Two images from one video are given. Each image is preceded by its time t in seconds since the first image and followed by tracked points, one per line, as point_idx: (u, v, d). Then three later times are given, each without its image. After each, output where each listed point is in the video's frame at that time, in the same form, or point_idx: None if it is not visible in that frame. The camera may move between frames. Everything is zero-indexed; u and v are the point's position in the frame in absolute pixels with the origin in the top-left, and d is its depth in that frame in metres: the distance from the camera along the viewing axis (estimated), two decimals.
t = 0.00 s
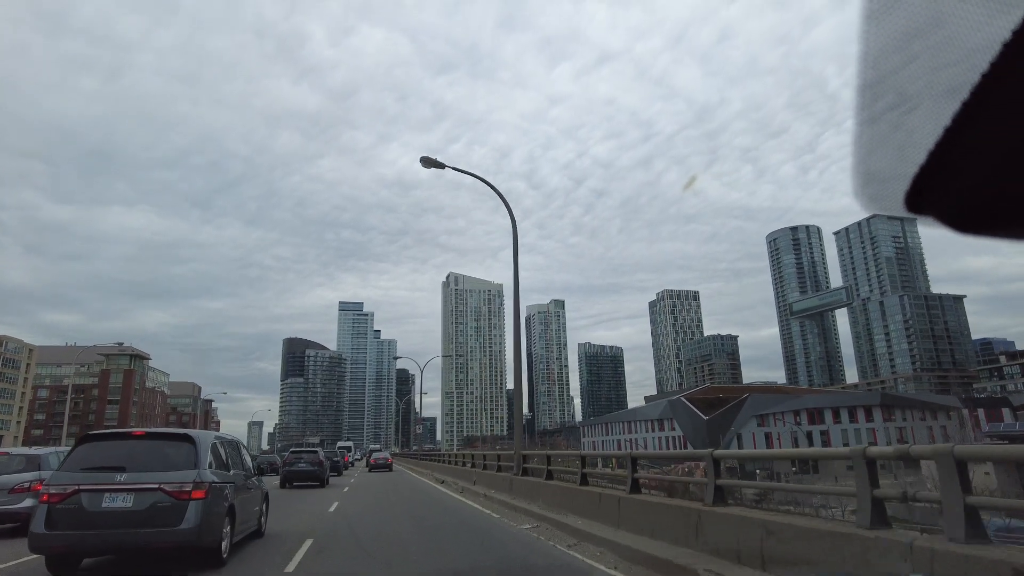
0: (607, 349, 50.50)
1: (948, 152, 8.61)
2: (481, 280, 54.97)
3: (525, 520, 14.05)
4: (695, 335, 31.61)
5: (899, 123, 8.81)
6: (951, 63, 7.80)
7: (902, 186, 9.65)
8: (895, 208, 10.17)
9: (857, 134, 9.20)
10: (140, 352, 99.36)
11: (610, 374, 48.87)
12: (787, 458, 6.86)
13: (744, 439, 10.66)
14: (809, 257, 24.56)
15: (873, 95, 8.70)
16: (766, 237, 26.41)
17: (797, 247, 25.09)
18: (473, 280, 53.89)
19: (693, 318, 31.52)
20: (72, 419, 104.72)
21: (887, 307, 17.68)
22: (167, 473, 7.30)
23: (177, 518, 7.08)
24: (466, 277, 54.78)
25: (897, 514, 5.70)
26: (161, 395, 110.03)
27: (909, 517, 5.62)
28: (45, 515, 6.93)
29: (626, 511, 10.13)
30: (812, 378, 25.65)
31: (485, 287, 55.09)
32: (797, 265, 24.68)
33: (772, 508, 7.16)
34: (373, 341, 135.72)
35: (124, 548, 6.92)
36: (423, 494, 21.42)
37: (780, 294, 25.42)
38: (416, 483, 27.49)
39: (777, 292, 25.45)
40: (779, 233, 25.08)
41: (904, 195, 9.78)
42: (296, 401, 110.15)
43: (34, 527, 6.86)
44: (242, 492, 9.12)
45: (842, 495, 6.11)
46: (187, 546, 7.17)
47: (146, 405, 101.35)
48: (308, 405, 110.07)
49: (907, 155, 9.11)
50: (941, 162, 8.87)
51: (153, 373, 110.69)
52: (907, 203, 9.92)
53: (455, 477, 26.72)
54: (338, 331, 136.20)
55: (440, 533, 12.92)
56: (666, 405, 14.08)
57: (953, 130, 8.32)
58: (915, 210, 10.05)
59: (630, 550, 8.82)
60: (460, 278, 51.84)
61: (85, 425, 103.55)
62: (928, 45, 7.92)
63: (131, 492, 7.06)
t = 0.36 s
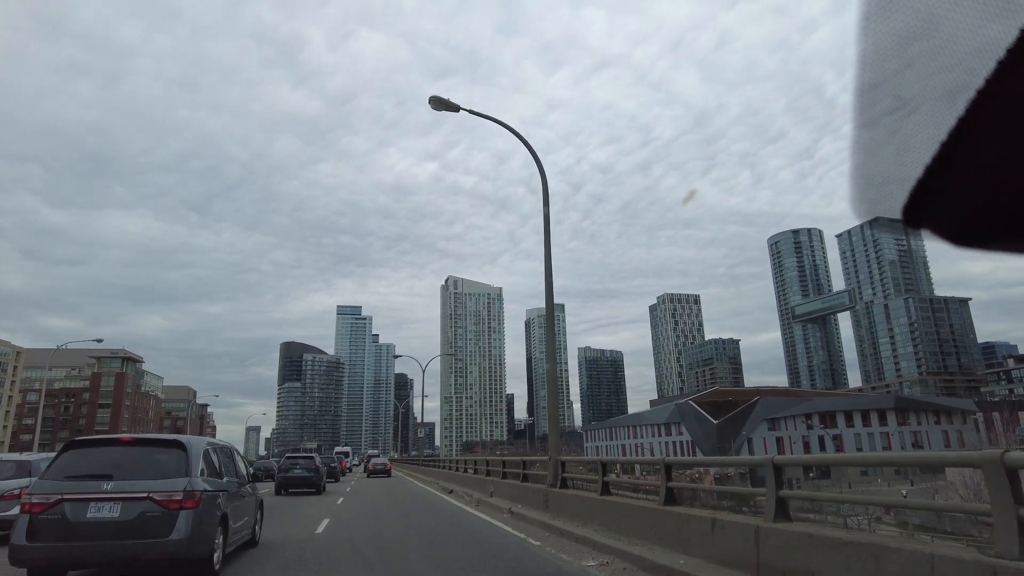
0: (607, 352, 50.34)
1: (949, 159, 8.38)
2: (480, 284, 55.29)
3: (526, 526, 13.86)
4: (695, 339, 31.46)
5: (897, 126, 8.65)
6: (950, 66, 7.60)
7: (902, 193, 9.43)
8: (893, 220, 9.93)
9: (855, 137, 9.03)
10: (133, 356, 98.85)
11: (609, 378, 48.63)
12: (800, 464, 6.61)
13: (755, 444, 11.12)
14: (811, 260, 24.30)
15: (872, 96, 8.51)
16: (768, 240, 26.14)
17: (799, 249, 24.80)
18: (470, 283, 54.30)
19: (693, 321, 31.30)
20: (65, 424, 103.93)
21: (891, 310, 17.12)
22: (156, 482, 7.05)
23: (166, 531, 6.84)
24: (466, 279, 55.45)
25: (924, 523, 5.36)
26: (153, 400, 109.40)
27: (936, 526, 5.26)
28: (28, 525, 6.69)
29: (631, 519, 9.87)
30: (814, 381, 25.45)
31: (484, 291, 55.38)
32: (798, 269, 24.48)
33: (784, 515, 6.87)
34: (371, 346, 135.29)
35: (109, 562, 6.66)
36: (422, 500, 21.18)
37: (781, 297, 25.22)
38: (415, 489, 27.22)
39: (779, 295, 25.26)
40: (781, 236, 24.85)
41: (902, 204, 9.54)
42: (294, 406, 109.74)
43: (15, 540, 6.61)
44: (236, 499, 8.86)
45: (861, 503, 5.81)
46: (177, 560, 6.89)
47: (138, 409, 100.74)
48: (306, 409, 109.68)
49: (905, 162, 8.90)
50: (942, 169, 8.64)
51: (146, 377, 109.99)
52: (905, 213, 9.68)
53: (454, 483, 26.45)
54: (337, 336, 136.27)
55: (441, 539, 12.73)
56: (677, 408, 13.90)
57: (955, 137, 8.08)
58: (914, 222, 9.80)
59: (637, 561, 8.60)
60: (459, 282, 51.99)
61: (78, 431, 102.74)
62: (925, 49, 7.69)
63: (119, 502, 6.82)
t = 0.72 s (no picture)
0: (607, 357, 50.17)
1: (948, 166, 8.10)
2: (479, 287, 55.52)
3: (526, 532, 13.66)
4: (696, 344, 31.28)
5: (895, 133, 8.40)
6: (952, 70, 7.38)
7: (899, 202, 9.13)
8: (889, 233, 9.50)
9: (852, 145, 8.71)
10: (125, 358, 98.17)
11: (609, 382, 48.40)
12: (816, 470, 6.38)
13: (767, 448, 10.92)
14: (813, 263, 24.11)
15: (871, 100, 8.29)
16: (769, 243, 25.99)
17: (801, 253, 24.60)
18: (470, 287, 54.63)
19: (694, 326, 31.14)
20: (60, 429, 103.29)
21: (896, 314, 16.89)
22: (143, 489, 6.81)
23: (154, 541, 6.60)
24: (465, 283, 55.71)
25: (957, 534, 5.07)
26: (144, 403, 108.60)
27: (968, 536, 4.98)
28: (6, 535, 6.46)
29: (634, 525, 9.63)
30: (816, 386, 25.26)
31: (483, 294, 55.76)
32: (800, 271, 24.15)
33: (800, 523, 6.65)
34: (368, 350, 134.71)
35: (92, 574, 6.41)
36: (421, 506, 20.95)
37: (783, 301, 25.05)
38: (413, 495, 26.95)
39: (781, 299, 25.11)
40: (782, 239, 24.71)
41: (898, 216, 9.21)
42: (292, 411, 109.31)
43: None
44: (229, 505, 8.64)
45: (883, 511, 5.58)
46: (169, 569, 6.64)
47: (131, 414, 100.15)
48: (304, 414, 109.28)
49: (905, 170, 8.59)
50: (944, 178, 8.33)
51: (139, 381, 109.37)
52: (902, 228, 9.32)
53: (453, 489, 26.21)
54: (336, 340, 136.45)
55: (438, 545, 12.55)
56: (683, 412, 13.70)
57: (959, 143, 7.80)
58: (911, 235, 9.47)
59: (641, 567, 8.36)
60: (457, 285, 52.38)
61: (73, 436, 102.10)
62: (926, 53, 7.52)
63: (104, 511, 6.59)
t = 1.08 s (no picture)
0: (608, 361, 49.98)
1: (943, 171, 7.99)
2: (479, 291, 55.14)
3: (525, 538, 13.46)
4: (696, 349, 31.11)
5: (891, 138, 8.20)
6: (948, 74, 7.23)
7: (894, 206, 8.97)
8: (888, 236, 9.36)
9: (847, 150, 8.51)
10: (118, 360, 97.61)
11: (609, 387, 48.13)
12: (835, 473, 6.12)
13: (779, 452, 10.70)
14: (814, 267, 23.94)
15: (866, 104, 8.14)
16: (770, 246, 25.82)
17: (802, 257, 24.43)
18: (469, 290, 54.13)
19: (694, 330, 30.97)
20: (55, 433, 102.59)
21: (900, 316, 16.67)
22: (126, 495, 6.58)
23: (139, 550, 6.35)
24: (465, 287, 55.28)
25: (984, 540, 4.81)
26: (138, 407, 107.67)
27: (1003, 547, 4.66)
28: None
29: (635, 530, 9.37)
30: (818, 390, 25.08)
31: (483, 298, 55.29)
32: (801, 275, 23.99)
33: (817, 530, 6.39)
34: (366, 354, 134.28)
35: None
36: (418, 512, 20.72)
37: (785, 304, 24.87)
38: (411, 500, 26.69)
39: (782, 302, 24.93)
40: (783, 242, 24.53)
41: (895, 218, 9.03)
42: (289, 416, 108.88)
43: None
44: (220, 512, 8.41)
45: (907, 518, 5.32)
46: None
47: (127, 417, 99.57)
48: (302, 419, 108.86)
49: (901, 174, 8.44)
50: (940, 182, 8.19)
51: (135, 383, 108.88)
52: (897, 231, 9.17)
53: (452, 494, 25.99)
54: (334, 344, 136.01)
55: (436, 551, 12.37)
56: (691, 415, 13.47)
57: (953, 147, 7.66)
58: (906, 236, 9.30)
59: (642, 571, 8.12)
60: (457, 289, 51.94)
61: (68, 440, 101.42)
62: (924, 58, 7.38)
63: (85, 519, 6.35)
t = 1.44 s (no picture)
0: (608, 365, 49.72)
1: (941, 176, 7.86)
2: (477, 293, 54.69)
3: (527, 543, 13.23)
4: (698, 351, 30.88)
5: (893, 141, 8.08)
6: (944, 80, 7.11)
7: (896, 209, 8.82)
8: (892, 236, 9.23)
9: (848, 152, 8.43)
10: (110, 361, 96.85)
11: (609, 391, 47.80)
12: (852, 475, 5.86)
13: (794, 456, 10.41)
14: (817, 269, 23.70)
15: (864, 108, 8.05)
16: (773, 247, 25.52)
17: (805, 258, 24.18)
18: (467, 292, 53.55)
19: (696, 332, 30.74)
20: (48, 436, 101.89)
21: (905, 317, 16.33)
22: (104, 501, 6.34)
23: (115, 559, 6.12)
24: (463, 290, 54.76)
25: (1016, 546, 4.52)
26: (132, 409, 107.01)
27: None
28: None
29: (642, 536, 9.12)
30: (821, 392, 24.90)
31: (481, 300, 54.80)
32: (804, 276, 23.78)
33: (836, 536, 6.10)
34: (365, 358, 133.90)
35: None
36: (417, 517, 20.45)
37: (788, 306, 24.64)
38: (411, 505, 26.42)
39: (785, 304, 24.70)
40: (785, 244, 24.30)
41: (897, 221, 8.90)
42: (287, 420, 108.47)
43: None
44: (209, 518, 8.14)
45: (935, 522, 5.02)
46: None
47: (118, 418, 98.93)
48: (301, 423, 108.46)
49: (899, 179, 8.33)
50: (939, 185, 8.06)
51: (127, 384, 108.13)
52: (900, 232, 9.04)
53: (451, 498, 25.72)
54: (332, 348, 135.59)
55: (435, 556, 12.11)
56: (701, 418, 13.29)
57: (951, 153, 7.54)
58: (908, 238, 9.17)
59: None
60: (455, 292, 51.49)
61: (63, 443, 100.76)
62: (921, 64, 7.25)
63: (62, 526, 6.12)
